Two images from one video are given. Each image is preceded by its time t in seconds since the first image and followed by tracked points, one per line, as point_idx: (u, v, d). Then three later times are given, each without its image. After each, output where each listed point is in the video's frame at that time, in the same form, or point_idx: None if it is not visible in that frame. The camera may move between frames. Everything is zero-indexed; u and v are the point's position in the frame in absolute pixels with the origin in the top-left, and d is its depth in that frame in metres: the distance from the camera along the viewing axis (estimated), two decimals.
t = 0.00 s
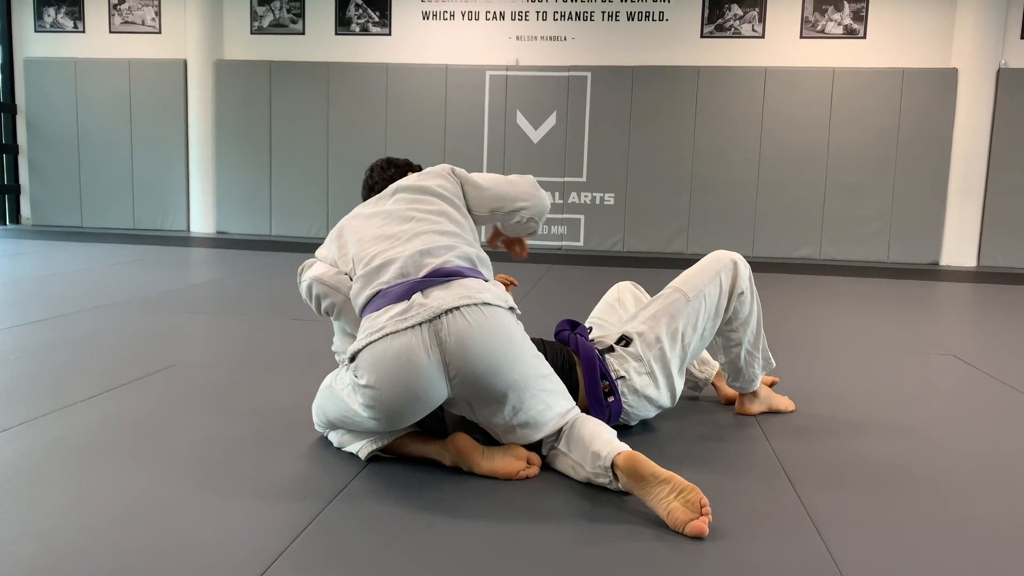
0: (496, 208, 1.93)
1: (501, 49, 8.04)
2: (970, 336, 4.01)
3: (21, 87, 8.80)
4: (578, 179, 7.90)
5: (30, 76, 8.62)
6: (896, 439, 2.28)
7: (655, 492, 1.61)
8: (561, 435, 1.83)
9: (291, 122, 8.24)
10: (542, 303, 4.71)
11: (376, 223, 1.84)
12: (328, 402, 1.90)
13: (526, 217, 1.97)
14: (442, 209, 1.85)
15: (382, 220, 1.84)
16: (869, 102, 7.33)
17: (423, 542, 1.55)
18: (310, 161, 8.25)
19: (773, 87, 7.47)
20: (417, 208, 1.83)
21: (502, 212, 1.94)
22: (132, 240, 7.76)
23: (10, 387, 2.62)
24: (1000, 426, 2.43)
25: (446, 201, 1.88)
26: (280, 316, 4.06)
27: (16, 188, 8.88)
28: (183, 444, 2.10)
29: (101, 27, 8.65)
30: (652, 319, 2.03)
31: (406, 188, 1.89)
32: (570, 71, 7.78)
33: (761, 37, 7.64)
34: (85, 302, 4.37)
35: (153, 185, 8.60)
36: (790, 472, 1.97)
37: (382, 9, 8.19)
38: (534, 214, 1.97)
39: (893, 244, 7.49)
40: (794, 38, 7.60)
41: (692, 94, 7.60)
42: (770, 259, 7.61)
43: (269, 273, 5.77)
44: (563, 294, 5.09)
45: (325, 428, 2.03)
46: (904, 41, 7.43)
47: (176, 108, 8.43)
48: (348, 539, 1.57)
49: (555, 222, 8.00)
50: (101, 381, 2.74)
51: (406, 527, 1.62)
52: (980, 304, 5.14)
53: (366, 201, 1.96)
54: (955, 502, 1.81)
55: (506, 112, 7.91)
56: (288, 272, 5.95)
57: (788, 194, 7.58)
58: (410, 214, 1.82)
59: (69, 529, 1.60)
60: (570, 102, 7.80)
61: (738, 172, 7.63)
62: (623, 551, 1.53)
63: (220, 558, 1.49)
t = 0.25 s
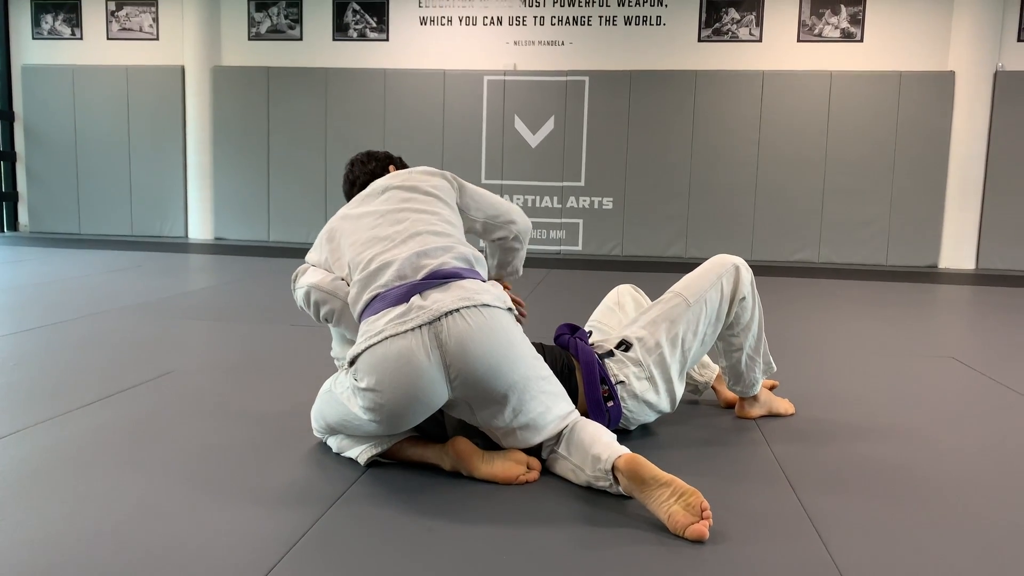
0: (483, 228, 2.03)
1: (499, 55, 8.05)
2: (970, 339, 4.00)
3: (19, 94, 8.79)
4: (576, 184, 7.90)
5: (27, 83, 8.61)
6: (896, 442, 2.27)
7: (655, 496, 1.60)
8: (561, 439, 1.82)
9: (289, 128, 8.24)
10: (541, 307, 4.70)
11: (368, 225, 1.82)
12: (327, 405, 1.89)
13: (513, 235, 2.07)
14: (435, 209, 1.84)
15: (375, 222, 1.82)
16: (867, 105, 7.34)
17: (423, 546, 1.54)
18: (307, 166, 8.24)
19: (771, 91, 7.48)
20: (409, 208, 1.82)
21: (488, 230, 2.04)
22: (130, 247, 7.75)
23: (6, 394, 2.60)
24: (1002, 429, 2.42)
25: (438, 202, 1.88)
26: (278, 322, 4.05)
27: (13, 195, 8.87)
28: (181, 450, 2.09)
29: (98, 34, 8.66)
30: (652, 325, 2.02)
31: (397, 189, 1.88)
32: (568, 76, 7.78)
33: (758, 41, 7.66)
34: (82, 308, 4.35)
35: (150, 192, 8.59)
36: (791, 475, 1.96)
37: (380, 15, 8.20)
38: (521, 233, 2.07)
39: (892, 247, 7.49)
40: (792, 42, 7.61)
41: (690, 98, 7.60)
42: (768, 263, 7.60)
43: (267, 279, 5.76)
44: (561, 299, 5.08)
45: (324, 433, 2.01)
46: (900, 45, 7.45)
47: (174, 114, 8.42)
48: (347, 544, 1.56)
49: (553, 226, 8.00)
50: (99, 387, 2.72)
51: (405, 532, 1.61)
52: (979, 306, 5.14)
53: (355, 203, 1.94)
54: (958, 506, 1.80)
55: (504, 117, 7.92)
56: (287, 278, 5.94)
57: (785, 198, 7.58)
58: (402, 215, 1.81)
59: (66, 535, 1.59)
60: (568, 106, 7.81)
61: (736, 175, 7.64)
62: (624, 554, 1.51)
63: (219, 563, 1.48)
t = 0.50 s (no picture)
0: (474, 222, 2.02)
1: (497, 59, 8.06)
2: (968, 342, 4.00)
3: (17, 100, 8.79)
4: (575, 188, 7.90)
5: (25, 89, 8.61)
6: (896, 444, 2.26)
7: (655, 500, 1.59)
8: (559, 443, 1.81)
9: (287, 132, 8.24)
10: (540, 311, 4.69)
11: (360, 229, 1.82)
12: (325, 410, 1.88)
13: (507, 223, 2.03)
14: (427, 212, 1.84)
15: (367, 226, 1.82)
16: (865, 108, 7.35)
17: (422, 550, 1.54)
18: (305, 171, 8.24)
19: (769, 94, 7.49)
20: (401, 212, 1.82)
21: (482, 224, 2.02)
22: (128, 252, 7.74)
23: (4, 400, 2.59)
24: (1002, 431, 2.42)
25: (429, 204, 1.88)
26: (277, 326, 4.04)
27: (11, 201, 8.86)
28: (179, 455, 2.08)
29: (97, 39, 8.67)
30: (651, 329, 2.02)
31: (386, 193, 1.87)
32: (566, 80, 7.79)
33: (756, 45, 7.67)
34: (80, 313, 4.34)
35: (149, 197, 8.59)
36: (791, 478, 1.96)
37: (378, 19, 8.21)
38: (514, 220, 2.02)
39: (890, 250, 7.49)
40: (789, 46, 7.63)
41: (687, 102, 7.62)
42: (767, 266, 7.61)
43: (265, 284, 5.75)
44: (560, 303, 5.08)
45: (322, 438, 2.01)
46: (897, 48, 7.46)
47: (172, 120, 8.42)
48: (346, 548, 1.55)
49: (552, 230, 8.00)
50: (97, 393, 2.71)
51: (404, 536, 1.60)
52: (978, 309, 5.14)
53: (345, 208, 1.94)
54: (959, 508, 1.80)
55: (502, 121, 7.92)
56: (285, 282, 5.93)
57: (783, 201, 7.59)
58: (393, 218, 1.81)
59: (64, 540, 1.58)
60: (566, 111, 7.82)
61: (734, 179, 7.64)
62: (624, 558, 1.51)
63: (217, 568, 1.48)
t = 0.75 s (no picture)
0: (465, 221, 1.94)
1: (496, 60, 8.06)
2: (968, 342, 4.00)
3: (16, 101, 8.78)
4: (574, 189, 7.90)
5: (25, 90, 8.61)
6: (895, 446, 2.26)
7: (654, 501, 1.59)
8: (558, 445, 1.81)
9: (287, 133, 8.24)
10: (539, 312, 4.69)
11: (361, 234, 1.82)
12: (324, 412, 1.88)
13: (494, 220, 1.91)
14: (427, 216, 1.84)
15: (367, 231, 1.82)
16: (864, 109, 7.36)
17: (422, 551, 1.54)
18: (305, 171, 8.24)
19: (768, 96, 7.50)
20: (401, 216, 1.82)
21: (473, 224, 1.94)
22: (127, 254, 7.74)
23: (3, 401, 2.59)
24: (1001, 432, 2.42)
25: (429, 209, 1.87)
26: (277, 328, 4.04)
27: (11, 202, 8.86)
28: (178, 456, 2.08)
29: (95, 41, 8.67)
30: (650, 328, 2.02)
31: (387, 199, 1.88)
32: (565, 81, 7.79)
33: (755, 46, 7.68)
34: (79, 315, 4.34)
35: (148, 198, 8.58)
36: (790, 479, 1.95)
37: (378, 20, 8.21)
38: (502, 218, 1.90)
39: (889, 251, 7.50)
40: (788, 47, 7.64)
41: (686, 103, 7.62)
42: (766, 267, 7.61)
43: (265, 285, 5.75)
44: (559, 304, 5.08)
45: (321, 440, 2.00)
46: (896, 49, 7.47)
47: (171, 121, 8.42)
48: (345, 550, 1.55)
49: (551, 232, 8.00)
50: (96, 394, 2.71)
51: (403, 537, 1.60)
52: (977, 310, 5.14)
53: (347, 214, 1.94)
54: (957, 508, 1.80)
55: (502, 123, 7.92)
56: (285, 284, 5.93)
57: (783, 202, 7.59)
58: (393, 223, 1.80)
59: (64, 541, 1.58)
60: (565, 112, 7.82)
61: (733, 180, 7.65)
62: (623, 559, 1.51)
63: (217, 568, 1.47)
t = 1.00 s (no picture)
0: (474, 227, 1.97)
1: (496, 59, 8.06)
2: (967, 342, 4.00)
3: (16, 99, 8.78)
4: (574, 187, 7.90)
5: (24, 88, 8.61)
6: (894, 444, 2.27)
7: (652, 502, 1.59)
8: (557, 445, 1.81)
9: (286, 132, 8.24)
10: (539, 311, 4.70)
11: (368, 232, 1.83)
12: (325, 410, 1.88)
13: (503, 226, 1.93)
14: (436, 217, 1.85)
15: (376, 230, 1.84)
16: (863, 109, 7.36)
17: (422, 549, 1.54)
18: (304, 170, 8.24)
19: (768, 95, 7.50)
20: (409, 216, 1.84)
21: (482, 230, 1.96)
22: (127, 252, 7.73)
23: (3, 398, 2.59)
24: (999, 431, 2.42)
25: (439, 210, 1.89)
26: (276, 326, 4.04)
27: (10, 200, 8.86)
28: (178, 454, 2.08)
29: (95, 39, 8.66)
30: (650, 327, 2.02)
31: (400, 201, 1.90)
32: (565, 80, 7.79)
33: (754, 45, 7.68)
34: (78, 313, 4.34)
35: (148, 196, 8.58)
36: (789, 478, 1.96)
37: (377, 19, 8.21)
38: (511, 225, 1.92)
39: (888, 251, 7.50)
40: (788, 46, 7.64)
41: (686, 102, 7.62)
42: (765, 266, 7.61)
43: (264, 283, 5.75)
44: (559, 303, 5.08)
45: (321, 437, 2.00)
46: (896, 48, 7.47)
47: (171, 119, 8.42)
48: (344, 548, 1.55)
49: (551, 231, 8.00)
50: (96, 392, 2.71)
51: (402, 535, 1.60)
52: (976, 309, 5.15)
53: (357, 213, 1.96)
54: (956, 508, 1.80)
55: (501, 122, 7.92)
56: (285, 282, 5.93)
57: (782, 201, 7.60)
58: (402, 222, 1.82)
59: (64, 539, 1.58)
60: (564, 111, 7.82)
61: (733, 179, 7.65)
62: (622, 557, 1.51)
63: (217, 566, 1.48)
